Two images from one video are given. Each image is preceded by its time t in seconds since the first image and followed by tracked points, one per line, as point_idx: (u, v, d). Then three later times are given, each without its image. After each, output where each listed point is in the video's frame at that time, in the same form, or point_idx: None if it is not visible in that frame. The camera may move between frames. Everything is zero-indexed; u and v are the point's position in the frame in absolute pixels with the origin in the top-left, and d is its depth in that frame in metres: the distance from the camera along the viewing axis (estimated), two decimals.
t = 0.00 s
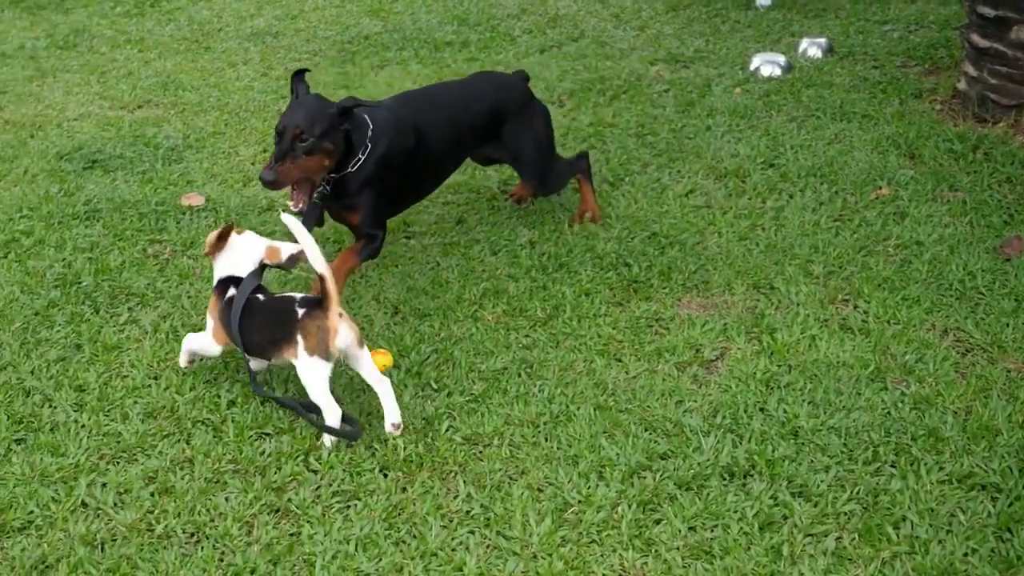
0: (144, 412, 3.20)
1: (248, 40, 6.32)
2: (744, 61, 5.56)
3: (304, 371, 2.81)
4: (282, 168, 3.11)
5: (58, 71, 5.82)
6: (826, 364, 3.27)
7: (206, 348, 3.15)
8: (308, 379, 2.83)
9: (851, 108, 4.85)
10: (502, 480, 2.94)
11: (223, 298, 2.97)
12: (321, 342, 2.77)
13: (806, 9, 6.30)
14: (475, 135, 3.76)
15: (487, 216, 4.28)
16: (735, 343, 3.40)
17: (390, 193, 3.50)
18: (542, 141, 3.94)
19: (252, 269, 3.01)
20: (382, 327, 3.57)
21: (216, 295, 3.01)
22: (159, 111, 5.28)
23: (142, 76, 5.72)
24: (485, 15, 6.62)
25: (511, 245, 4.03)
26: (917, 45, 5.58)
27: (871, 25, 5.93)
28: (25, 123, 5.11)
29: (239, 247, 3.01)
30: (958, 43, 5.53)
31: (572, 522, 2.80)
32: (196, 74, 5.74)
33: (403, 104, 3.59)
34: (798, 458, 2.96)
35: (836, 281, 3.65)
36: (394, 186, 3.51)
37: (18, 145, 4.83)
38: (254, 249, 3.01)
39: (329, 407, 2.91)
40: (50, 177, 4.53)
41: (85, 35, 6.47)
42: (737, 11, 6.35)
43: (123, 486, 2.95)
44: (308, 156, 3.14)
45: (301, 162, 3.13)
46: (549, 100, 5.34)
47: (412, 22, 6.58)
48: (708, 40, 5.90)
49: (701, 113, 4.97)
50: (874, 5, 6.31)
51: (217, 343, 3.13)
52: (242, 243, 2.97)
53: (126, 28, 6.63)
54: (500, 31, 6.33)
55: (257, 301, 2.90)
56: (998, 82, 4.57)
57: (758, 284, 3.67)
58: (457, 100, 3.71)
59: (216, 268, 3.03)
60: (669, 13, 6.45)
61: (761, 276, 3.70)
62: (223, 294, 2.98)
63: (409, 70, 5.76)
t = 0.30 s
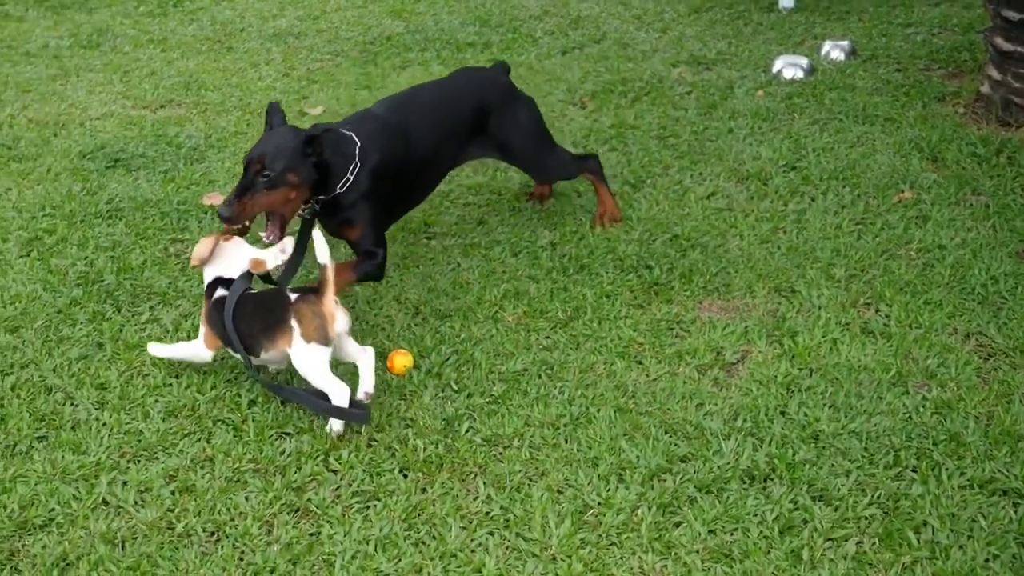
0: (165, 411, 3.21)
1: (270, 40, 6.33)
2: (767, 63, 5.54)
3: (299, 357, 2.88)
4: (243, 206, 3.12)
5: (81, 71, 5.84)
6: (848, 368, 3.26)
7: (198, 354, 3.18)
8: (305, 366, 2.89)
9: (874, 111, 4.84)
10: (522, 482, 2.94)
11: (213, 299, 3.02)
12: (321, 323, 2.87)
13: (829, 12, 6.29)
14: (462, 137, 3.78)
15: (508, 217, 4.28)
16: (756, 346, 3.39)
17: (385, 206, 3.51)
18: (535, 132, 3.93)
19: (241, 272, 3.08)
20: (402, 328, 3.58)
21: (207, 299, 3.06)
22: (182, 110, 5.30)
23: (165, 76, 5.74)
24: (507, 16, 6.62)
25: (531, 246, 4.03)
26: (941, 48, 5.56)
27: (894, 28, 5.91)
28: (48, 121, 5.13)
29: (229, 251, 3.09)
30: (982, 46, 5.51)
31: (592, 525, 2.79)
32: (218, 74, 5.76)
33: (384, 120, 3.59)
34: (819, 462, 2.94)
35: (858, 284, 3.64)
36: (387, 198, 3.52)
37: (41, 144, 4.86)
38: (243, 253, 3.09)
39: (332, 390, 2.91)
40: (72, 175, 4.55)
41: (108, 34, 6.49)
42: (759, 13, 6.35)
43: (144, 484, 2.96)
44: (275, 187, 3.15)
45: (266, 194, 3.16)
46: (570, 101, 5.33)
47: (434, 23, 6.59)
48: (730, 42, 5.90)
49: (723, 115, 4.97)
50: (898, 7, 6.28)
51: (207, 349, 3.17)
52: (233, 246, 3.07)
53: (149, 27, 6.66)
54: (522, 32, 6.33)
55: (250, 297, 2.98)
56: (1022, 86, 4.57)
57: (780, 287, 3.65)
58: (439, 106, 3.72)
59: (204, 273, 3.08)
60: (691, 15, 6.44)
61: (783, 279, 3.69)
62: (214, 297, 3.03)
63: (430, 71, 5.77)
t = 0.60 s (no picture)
0: (178, 410, 3.22)
1: (285, 41, 6.34)
2: (782, 66, 5.54)
3: (281, 352, 2.92)
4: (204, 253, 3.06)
5: (97, 70, 5.86)
6: (862, 372, 3.25)
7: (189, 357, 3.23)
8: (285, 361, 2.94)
9: (889, 115, 4.82)
10: (534, 484, 2.93)
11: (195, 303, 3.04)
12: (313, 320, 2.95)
13: (845, 15, 6.28)
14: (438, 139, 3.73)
15: (522, 218, 4.28)
16: (770, 350, 3.38)
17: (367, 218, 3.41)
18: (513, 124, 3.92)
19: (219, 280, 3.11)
20: (415, 330, 3.58)
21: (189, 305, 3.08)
22: (197, 110, 5.31)
23: (180, 75, 5.75)
24: (522, 17, 6.63)
25: (545, 248, 4.03)
26: (957, 52, 5.54)
27: (910, 32, 5.90)
28: (64, 121, 5.15)
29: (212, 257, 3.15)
30: (998, 50, 5.49)
31: (604, 527, 2.79)
32: (233, 74, 5.77)
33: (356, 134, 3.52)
34: (832, 467, 2.93)
35: (872, 289, 3.64)
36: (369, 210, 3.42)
37: (57, 143, 4.87)
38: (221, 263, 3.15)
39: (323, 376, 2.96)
40: (88, 175, 4.56)
41: (124, 34, 6.51)
42: (775, 16, 6.34)
43: (157, 483, 2.97)
44: (235, 228, 3.09)
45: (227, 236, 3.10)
46: (584, 103, 5.33)
47: (449, 24, 6.59)
48: (746, 45, 5.89)
49: (738, 118, 4.97)
50: (913, 10, 6.27)
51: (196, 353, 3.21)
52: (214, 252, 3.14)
53: (164, 27, 6.67)
54: (537, 33, 6.34)
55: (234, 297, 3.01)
56: None
57: (794, 291, 3.65)
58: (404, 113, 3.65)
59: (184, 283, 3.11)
60: (706, 17, 6.44)
61: (797, 283, 3.68)
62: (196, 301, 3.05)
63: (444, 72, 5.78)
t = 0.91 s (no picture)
0: (188, 410, 3.22)
1: (297, 41, 6.35)
2: (794, 69, 5.54)
3: (249, 371, 2.88)
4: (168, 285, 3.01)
5: (109, 69, 5.87)
6: (872, 376, 3.25)
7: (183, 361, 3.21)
8: (253, 379, 2.91)
9: (901, 119, 4.82)
10: (544, 486, 2.93)
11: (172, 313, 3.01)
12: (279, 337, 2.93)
13: (857, 19, 6.28)
14: (415, 146, 3.61)
15: (533, 220, 4.27)
16: (780, 353, 3.38)
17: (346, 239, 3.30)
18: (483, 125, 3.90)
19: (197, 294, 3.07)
20: (426, 331, 3.59)
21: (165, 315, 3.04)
22: (209, 110, 5.32)
23: (192, 75, 5.76)
24: (533, 20, 6.64)
25: (556, 250, 4.03)
26: (969, 57, 5.54)
27: (922, 36, 5.90)
28: (76, 120, 5.15)
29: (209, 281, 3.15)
30: (1011, 56, 5.49)
31: (614, 530, 2.78)
32: (245, 74, 5.78)
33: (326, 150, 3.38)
34: (842, 471, 2.93)
35: (883, 293, 3.63)
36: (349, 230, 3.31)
37: (69, 142, 4.88)
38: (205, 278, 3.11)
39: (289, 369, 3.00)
40: (99, 174, 4.57)
41: (136, 33, 6.52)
42: (787, 20, 6.35)
43: (167, 483, 2.97)
44: (197, 262, 3.01)
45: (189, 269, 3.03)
46: (596, 105, 5.33)
47: (461, 25, 6.60)
48: (757, 48, 5.90)
49: (749, 121, 4.97)
50: (926, 15, 6.27)
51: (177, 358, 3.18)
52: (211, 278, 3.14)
53: (177, 27, 6.68)
54: (549, 36, 6.35)
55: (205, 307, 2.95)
56: None
57: (805, 295, 3.65)
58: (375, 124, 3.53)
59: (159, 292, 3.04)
60: (718, 21, 6.44)
61: (808, 286, 3.68)
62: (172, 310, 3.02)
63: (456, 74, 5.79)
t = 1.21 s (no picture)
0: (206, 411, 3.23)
1: (314, 42, 6.37)
2: (811, 72, 5.53)
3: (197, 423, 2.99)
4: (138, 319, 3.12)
5: (127, 70, 5.89)
6: (889, 379, 3.24)
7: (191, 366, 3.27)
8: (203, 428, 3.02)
9: (919, 122, 4.81)
10: (560, 488, 2.92)
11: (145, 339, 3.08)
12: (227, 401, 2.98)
13: (874, 21, 6.28)
14: (393, 162, 3.65)
15: (550, 221, 4.27)
16: (797, 356, 3.38)
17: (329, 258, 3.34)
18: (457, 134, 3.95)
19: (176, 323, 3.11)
20: (442, 332, 3.59)
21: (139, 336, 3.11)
22: (226, 111, 5.34)
23: (210, 76, 5.78)
24: (550, 21, 6.65)
25: (573, 252, 4.03)
26: (988, 60, 5.53)
27: (940, 39, 5.89)
28: (93, 120, 5.17)
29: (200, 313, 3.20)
30: None
31: (630, 532, 2.77)
32: (263, 75, 5.79)
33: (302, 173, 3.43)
34: (859, 474, 2.92)
35: (901, 296, 3.62)
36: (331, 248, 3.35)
37: (86, 142, 4.89)
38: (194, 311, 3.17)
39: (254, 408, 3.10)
40: (117, 174, 4.58)
41: (154, 34, 6.53)
42: (804, 22, 6.34)
43: (184, 483, 2.97)
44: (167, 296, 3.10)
45: (159, 305, 3.13)
46: (612, 107, 5.33)
47: (478, 26, 6.61)
48: (774, 50, 5.90)
49: (766, 124, 4.96)
50: (944, 17, 6.27)
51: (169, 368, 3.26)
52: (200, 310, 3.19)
53: (194, 28, 6.70)
54: (566, 38, 6.36)
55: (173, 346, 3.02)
56: None
57: (822, 297, 3.64)
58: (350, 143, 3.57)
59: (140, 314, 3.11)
60: (735, 23, 6.45)
61: (825, 289, 3.68)
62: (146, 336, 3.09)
63: (472, 76, 5.80)
